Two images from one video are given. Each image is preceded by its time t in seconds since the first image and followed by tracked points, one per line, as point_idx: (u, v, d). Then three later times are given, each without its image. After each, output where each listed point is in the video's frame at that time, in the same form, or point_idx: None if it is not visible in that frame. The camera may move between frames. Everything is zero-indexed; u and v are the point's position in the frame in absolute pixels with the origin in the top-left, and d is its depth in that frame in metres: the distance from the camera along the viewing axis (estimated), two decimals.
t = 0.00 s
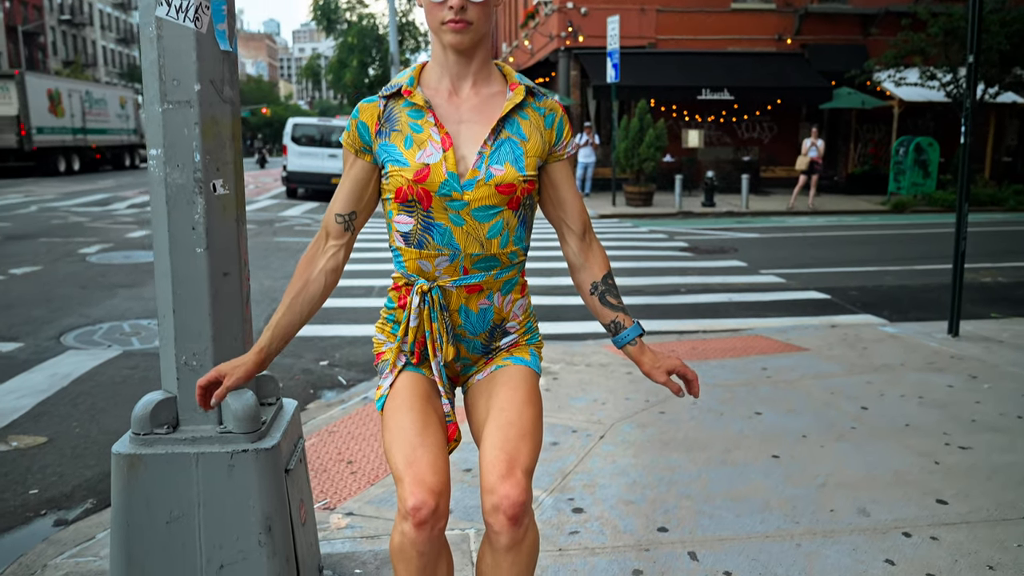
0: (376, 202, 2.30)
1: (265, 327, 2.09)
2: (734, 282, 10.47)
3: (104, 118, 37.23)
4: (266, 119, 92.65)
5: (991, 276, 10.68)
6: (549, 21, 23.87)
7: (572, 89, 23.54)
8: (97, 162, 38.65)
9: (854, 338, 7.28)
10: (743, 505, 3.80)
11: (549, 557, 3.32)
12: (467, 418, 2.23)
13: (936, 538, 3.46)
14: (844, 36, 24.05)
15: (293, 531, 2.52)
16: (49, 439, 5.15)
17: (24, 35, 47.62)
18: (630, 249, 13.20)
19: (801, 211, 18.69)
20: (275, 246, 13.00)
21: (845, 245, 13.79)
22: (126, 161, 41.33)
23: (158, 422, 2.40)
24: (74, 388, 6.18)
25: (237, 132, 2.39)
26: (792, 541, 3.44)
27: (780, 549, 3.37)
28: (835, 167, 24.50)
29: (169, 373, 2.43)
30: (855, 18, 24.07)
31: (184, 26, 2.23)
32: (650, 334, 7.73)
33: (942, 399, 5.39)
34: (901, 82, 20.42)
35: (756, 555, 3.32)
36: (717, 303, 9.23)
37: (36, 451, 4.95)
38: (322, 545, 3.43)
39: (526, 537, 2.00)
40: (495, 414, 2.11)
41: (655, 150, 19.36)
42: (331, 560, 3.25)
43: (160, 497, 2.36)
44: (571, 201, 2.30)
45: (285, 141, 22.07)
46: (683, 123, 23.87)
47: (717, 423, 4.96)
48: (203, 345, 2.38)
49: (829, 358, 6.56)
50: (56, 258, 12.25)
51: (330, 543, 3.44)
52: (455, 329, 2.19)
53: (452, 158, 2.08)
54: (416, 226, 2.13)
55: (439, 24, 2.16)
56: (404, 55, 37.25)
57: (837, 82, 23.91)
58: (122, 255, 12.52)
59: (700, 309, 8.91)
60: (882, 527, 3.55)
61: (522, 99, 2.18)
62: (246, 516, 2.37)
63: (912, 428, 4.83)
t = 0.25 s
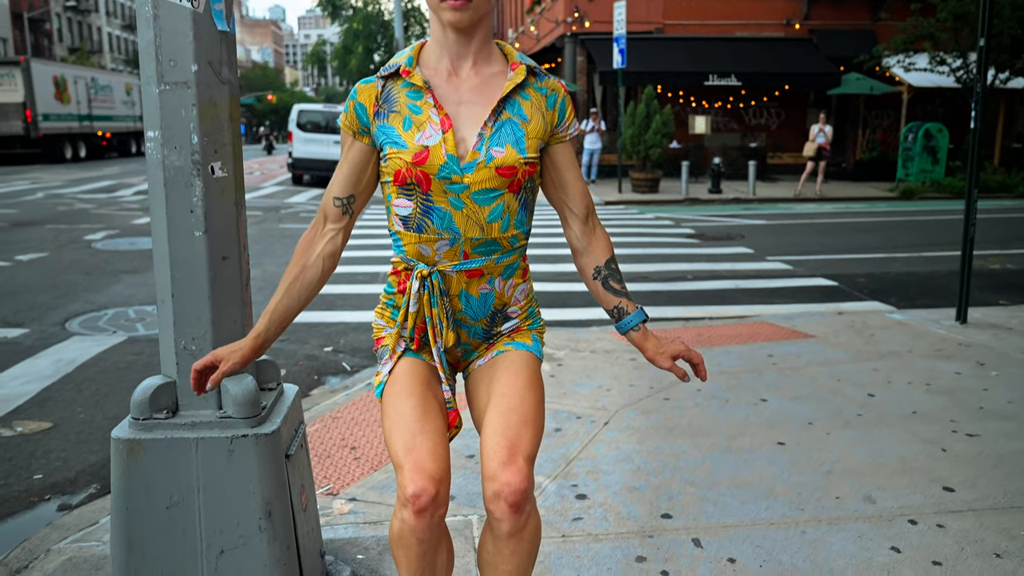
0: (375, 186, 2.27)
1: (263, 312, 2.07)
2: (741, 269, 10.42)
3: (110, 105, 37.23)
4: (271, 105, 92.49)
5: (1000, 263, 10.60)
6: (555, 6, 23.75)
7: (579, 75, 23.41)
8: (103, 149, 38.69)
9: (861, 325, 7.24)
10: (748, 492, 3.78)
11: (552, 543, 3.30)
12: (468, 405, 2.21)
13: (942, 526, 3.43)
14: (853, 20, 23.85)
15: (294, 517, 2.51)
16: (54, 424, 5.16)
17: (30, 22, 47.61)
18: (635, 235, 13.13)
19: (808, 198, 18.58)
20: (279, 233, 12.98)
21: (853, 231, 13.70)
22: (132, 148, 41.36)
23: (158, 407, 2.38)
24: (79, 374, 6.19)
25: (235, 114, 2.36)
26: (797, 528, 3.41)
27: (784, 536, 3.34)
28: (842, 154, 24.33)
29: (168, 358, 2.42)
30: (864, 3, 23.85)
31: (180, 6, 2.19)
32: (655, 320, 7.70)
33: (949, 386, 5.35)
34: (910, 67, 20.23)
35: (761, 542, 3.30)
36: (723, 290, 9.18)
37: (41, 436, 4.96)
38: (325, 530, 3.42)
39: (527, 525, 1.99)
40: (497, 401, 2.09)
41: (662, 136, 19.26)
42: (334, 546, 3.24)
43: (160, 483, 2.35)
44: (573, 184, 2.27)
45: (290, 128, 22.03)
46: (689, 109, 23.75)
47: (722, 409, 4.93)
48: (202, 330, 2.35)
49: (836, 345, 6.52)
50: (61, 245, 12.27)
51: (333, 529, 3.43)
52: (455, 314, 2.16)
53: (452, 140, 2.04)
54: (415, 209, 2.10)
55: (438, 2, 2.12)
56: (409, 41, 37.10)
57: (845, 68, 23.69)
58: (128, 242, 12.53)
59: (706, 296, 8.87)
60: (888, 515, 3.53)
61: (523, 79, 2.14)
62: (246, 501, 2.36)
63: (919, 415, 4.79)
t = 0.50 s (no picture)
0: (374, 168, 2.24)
1: (259, 297, 2.05)
2: (747, 255, 10.36)
3: (116, 91, 37.20)
4: (277, 92, 92.24)
5: (1009, 250, 10.50)
6: None
7: (585, 60, 23.30)
8: (110, 136, 38.70)
9: (868, 312, 7.19)
10: (752, 478, 3.75)
11: (555, 529, 3.29)
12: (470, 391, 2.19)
13: (949, 513, 3.40)
14: (862, 5, 23.61)
15: (295, 502, 2.50)
16: (58, 410, 5.17)
17: (36, 8, 47.56)
18: (642, 222, 13.07)
19: (816, 185, 18.46)
20: (285, 220, 12.96)
21: (861, 218, 13.59)
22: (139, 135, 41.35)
23: (158, 391, 2.37)
24: (84, 359, 6.20)
25: (234, 95, 2.34)
26: (802, 515, 3.39)
27: (790, 523, 3.32)
28: (851, 140, 24.18)
29: (167, 344, 2.40)
30: None
31: None
32: (661, 307, 7.66)
33: (956, 373, 5.31)
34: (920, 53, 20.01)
35: (765, 529, 3.27)
36: (729, 277, 9.14)
37: (46, 422, 4.96)
38: (327, 516, 3.41)
39: (530, 512, 1.97)
40: (498, 386, 2.06)
41: (668, 122, 19.17)
42: (337, 531, 3.23)
43: (159, 468, 2.33)
44: (576, 166, 2.23)
45: (296, 114, 21.97)
46: (697, 95, 23.62)
47: (727, 395, 4.91)
48: (202, 314, 2.33)
49: (843, 332, 6.48)
50: (67, 231, 12.27)
51: (335, 514, 3.42)
52: (456, 299, 2.14)
53: (451, 121, 2.01)
54: (414, 192, 2.07)
55: None
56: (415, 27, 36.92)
57: (854, 53, 23.47)
58: (133, 228, 12.53)
59: (712, 282, 8.82)
60: (894, 502, 3.50)
61: (524, 58, 2.11)
62: (246, 486, 2.34)
63: (926, 403, 4.76)
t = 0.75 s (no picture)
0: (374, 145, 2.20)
1: (257, 277, 2.03)
2: (755, 239, 10.30)
3: (122, 74, 37.12)
4: (284, 75, 91.98)
5: (1020, 234, 10.41)
6: None
7: (592, 42, 23.15)
8: (117, 120, 38.68)
9: (877, 295, 7.14)
10: (758, 461, 3.73)
11: (559, 512, 3.27)
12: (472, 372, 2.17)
13: (956, 497, 3.37)
14: None
15: (297, 483, 2.49)
16: (64, 392, 5.17)
17: None
18: (648, 205, 12.99)
19: (824, 168, 18.34)
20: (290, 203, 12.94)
21: (870, 201, 13.50)
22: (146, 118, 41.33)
23: (158, 371, 2.35)
24: (90, 341, 6.21)
25: (233, 72, 2.31)
26: (808, 498, 3.37)
27: (795, 507, 3.30)
28: (861, 123, 23.79)
29: (167, 325, 2.38)
30: None
31: None
32: (667, 290, 7.63)
33: (965, 357, 5.27)
34: (931, 34, 19.76)
35: (770, 512, 3.25)
36: (736, 260, 9.09)
37: (52, 404, 4.97)
38: (331, 497, 3.40)
39: (534, 494, 1.95)
40: (499, 367, 2.03)
41: (676, 104, 19.05)
42: (340, 513, 3.22)
43: (160, 448, 2.32)
44: (580, 143, 2.19)
45: (302, 97, 21.90)
46: (705, 77, 23.45)
47: (733, 378, 4.88)
48: (202, 295, 2.31)
49: (851, 315, 6.43)
50: (74, 214, 12.27)
51: (339, 496, 3.41)
52: (457, 280, 2.11)
53: (451, 98, 1.97)
54: (414, 171, 2.04)
55: None
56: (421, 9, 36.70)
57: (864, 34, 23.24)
58: (140, 211, 12.53)
59: (719, 266, 8.78)
60: (901, 486, 3.47)
61: (526, 34, 2.07)
62: (247, 467, 2.33)
63: (934, 386, 4.72)
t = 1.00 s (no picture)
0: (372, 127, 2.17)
1: (253, 260, 2.00)
2: (761, 225, 10.23)
3: (127, 62, 37.02)
4: (288, 62, 91.69)
5: None
6: None
7: (597, 28, 22.99)
8: (122, 107, 38.61)
9: (883, 281, 7.08)
10: (763, 448, 3.70)
11: (562, 498, 3.26)
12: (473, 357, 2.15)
13: (963, 484, 3.34)
14: None
15: (297, 468, 2.47)
16: (68, 378, 5.17)
17: None
18: (654, 191, 12.93)
19: (832, 153, 18.21)
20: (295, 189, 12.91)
21: (877, 187, 13.40)
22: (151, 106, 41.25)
23: (157, 356, 2.33)
24: (94, 328, 6.20)
25: (230, 53, 2.27)
26: (814, 485, 3.34)
27: (800, 493, 3.27)
28: (869, 108, 23.93)
29: (166, 310, 2.36)
30: None
31: None
32: (673, 277, 7.58)
33: (973, 343, 5.22)
34: (940, 18, 19.53)
35: (776, 498, 3.23)
36: (743, 246, 9.03)
37: (56, 390, 4.96)
38: (333, 484, 3.39)
39: (535, 481, 1.93)
40: (501, 351, 2.01)
41: (682, 90, 18.93)
42: (342, 499, 3.21)
43: (160, 434, 2.31)
44: (583, 124, 2.16)
45: (306, 84, 21.81)
46: (711, 62, 23.32)
47: (738, 365, 4.85)
48: (201, 279, 2.29)
49: (858, 301, 6.39)
50: (78, 201, 12.26)
51: (341, 482, 3.40)
52: (458, 264, 2.08)
53: (450, 78, 1.94)
54: (412, 152, 2.01)
55: None
56: None
57: (872, 18, 23.01)
58: (144, 198, 12.50)
59: (725, 252, 8.72)
60: (907, 472, 3.44)
61: (527, 11, 2.03)
62: (247, 452, 2.31)
63: (941, 373, 4.68)
